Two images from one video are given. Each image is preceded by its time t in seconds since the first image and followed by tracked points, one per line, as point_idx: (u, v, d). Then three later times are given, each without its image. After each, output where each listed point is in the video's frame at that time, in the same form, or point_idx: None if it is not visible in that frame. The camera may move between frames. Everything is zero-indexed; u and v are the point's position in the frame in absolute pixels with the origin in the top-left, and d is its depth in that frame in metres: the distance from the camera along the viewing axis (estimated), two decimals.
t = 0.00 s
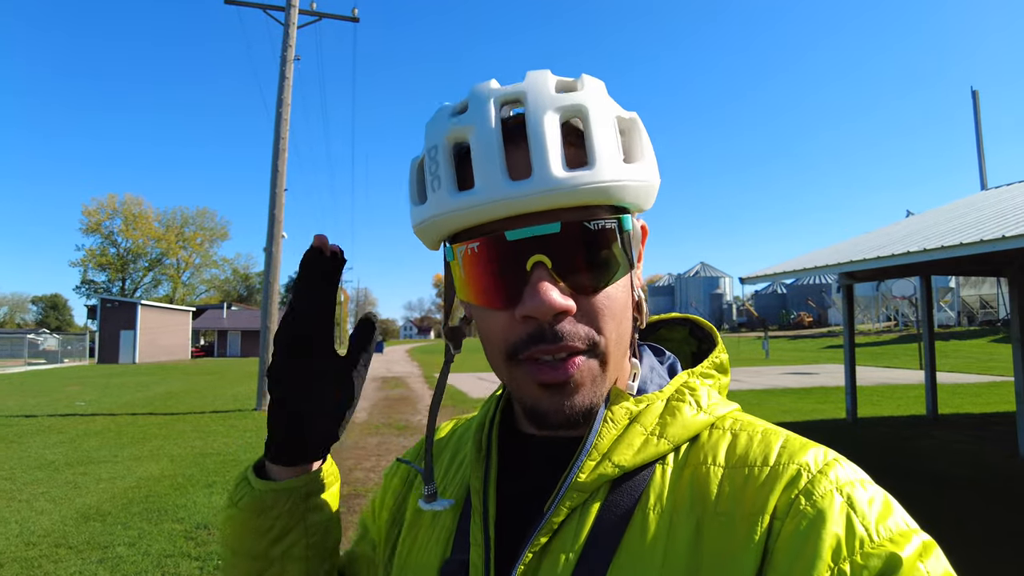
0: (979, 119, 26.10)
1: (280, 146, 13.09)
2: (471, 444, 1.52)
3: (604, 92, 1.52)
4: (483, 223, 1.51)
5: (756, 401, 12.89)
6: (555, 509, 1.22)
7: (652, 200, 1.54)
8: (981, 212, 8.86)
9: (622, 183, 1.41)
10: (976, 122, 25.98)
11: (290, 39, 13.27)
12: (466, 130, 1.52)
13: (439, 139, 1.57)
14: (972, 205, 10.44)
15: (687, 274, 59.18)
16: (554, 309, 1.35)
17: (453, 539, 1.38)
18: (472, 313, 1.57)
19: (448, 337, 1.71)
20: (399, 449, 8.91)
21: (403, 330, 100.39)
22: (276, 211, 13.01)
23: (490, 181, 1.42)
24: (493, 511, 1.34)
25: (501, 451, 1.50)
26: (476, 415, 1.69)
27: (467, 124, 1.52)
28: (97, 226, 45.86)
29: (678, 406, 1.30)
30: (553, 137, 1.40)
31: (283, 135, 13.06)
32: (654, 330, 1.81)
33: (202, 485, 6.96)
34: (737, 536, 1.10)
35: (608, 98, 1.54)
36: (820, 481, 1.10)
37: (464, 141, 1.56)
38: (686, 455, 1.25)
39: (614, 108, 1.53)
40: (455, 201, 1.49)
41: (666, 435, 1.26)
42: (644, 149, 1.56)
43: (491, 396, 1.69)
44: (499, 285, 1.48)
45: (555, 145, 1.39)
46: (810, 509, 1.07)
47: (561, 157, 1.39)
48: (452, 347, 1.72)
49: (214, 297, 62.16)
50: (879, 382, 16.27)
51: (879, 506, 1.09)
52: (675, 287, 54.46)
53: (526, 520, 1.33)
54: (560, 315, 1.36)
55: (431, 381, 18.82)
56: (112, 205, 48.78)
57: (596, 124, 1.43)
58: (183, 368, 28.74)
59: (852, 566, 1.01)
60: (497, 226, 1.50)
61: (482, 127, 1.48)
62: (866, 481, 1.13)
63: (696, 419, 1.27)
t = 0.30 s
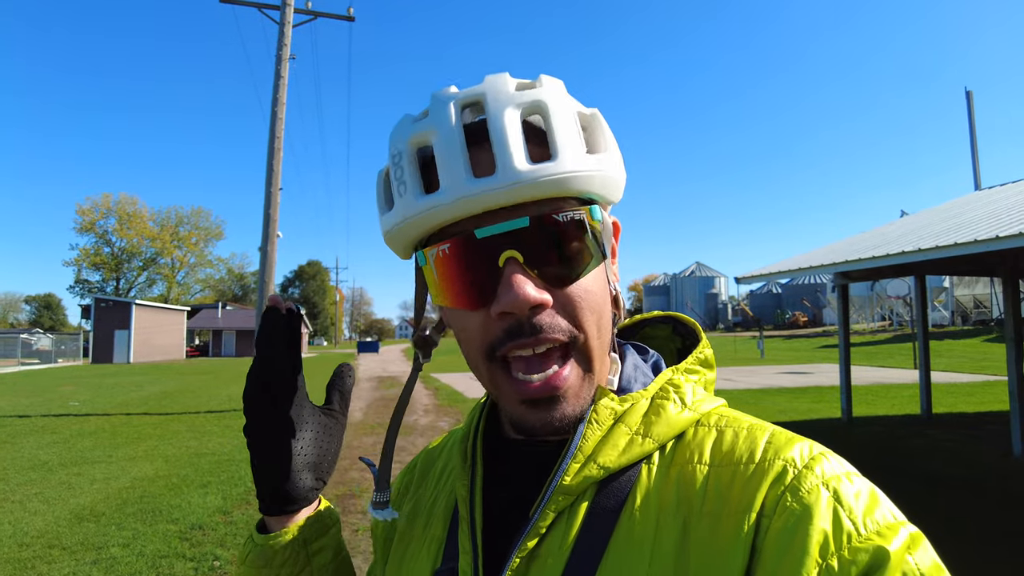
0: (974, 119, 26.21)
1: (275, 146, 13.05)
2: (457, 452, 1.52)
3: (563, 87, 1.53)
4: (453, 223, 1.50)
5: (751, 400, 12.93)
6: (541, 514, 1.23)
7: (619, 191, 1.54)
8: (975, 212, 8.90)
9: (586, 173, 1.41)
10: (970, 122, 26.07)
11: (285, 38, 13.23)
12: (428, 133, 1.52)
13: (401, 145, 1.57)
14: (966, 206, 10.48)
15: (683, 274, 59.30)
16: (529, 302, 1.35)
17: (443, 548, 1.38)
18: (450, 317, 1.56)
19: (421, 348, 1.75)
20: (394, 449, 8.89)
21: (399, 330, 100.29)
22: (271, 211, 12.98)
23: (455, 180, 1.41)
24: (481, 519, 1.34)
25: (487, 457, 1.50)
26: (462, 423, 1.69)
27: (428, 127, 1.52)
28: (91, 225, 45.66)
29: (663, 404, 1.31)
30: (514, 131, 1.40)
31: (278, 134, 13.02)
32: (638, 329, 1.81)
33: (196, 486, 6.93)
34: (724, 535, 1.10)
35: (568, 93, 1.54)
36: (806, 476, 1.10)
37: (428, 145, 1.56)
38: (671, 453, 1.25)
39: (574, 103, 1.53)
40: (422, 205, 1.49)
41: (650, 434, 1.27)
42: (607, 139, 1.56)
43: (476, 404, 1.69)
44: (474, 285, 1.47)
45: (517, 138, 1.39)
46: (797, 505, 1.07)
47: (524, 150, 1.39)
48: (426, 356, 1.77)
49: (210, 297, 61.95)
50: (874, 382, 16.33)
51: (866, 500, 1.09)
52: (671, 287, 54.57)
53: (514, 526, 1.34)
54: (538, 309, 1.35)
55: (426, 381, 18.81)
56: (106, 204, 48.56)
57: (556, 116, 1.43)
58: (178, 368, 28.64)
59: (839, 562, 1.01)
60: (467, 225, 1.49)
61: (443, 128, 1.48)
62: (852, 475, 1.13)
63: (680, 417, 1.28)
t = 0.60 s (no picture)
0: (970, 120, 26.28)
1: (273, 145, 13.03)
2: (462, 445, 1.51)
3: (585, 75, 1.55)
4: (471, 193, 1.52)
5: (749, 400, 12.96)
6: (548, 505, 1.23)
7: (636, 181, 1.57)
8: (972, 212, 8.92)
9: (600, 152, 1.42)
10: (967, 123, 26.13)
11: (283, 37, 13.21)
12: (452, 109, 1.55)
13: (426, 118, 1.60)
14: (963, 206, 10.52)
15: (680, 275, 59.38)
16: (539, 273, 1.35)
17: (450, 543, 1.37)
18: (460, 287, 1.57)
19: (425, 321, 1.80)
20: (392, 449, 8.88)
21: (396, 330, 100.21)
22: (269, 210, 12.97)
23: (474, 150, 1.43)
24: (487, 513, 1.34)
25: (492, 449, 1.50)
26: (465, 416, 1.68)
27: (453, 102, 1.54)
28: (88, 224, 45.51)
29: (667, 395, 1.32)
30: (534, 108, 1.42)
31: (275, 133, 13.01)
32: (640, 322, 1.81)
33: (194, 486, 6.92)
34: (731, 524, 1.11)
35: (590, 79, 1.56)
36: (812, 466, 1.11)
37: (452, 121, 1.59)
38: (677, 443, 1.26)
39: (597, 93, 1.55)
40: (441, 174, 1.51)
41: (656, 425, 1.27)
42: (625, 127, 1.57)
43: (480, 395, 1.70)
44: (485, 254, 1.49)
45: (537, 116, 1.41)
46: (803, 493, 1.08)
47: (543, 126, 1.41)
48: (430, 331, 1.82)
49: (207, 297, 61.80)
50: (871, 382, 16.37)
51: (871, 489, 1.10)
52: (669, 287, 54.66)
53: (521, 520, 1.34)
54: (546, 281, 1.36)
55: (424, 382, 18.79)
56: (102, 203, 48.40)
57: (575, 101, 1.45)
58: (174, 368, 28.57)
59: (845, 549, 1.02)
60: (483, 198, 1.52)
61: (466, 103, 1.50)
62: (857, 464, 1.14)
63: (685, 408, 1.29)
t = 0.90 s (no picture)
0: (964, 122, 26.41)
1: (268, 145, 13.01)
2: (458, 436, 1.49)
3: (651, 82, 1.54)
4: (511, 174, 1.47)
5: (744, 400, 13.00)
6: (547, 503, 1.21)
7: (679, 197, 1.56)
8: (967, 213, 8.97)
9: (653, 164, 1.41)
10: (961, 124, 26.26)
11: (279, 36, 13.19)
12: (513, 84, 1.49)
13: (485, 87, 1.53)
14: (957, 207, 10.58)
15: (676, 275, 59.54)
16: (563, 270, 1.33)
17: (445, 536, 1.35)
18: (478, 265, 1.54)
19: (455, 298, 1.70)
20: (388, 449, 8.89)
21: (392, 330, 100.10)
22: (264, 210, 12.95)
23: (529, 131, 1.38)
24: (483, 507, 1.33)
25: (489, 441, 1.49)
26: (462, 402, 1.66)
27: (515, 77, 1.49)
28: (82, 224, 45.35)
29: (666, 395, 1.31)
30: (598, 105, 1.39)
31: (271, 133, 12.99)
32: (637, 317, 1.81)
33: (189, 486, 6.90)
34: (726, 525, 1.11)
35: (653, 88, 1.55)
36: (806, 469, 1.12)
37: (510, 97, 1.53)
38: (675, 444, 1.26)
39: (659, 101, 1.53)
40: (489, 149, 1.45)
41: (655, 425, 1.27)
42: (680, 142, 1.56)
43: (479, 384, 1.68)
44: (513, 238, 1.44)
45: (599, 114, 1.38)
46: (798, 496, 1.08)
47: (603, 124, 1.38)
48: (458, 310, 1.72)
49: (202, 296, 61.63)
50: (866, 382, 16.44)
51: (863, 492, 1.11)
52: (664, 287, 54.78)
53: (516, 516, 1.34)
54: (568, 279, 1.34)
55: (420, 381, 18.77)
56: (97, 203, 48.23)
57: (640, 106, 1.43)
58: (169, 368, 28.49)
59: (835, 552, 1.03)
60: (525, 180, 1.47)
61: (529, 80, 1.45)
62: (850, 468, 1.15)
63: (684, 408, 1.28)
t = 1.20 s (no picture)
0: (959, 122, 26.55)
1: (265, 144, 13.02)
2: (449, 425, 1.51)
3: (660, 82, 1.45)
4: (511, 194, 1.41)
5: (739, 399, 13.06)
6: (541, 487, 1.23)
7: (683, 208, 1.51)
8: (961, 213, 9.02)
9: (662, 187, 1.37)
10: (955, 124, 26.39)
11: (275, 36, 13.20)
12: (515, 90, 1.39)
13: (485, 93, 1.42)
14: (952, 206, 10.64)
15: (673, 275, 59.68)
16: (565, 295, 1.32)
17: (436, 520, 1.38)
18: (473, 270, 1.52)
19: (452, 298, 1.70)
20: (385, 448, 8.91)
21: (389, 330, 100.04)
22: (261, 209, 12.96)
23: (534, 157, 1.32)
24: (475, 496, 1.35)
25: (480, 427, 1.51)
26: (453, 389, 1.67)
27: (517, 84, 1.39)
28: (78, 224, 45.25)
29: (657, 382, 1.34)
30: (606, 126, 1.32)
31: (267, 133, 13.00)
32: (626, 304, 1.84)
33: (185, 485, 6.90)
34: (715, 509, 1.14)
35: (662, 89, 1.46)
36: (794, 453, 1.14)
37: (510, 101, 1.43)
38: (666, 430, 1.28)
39: (668, 106, 1.44)
40: (492, 167, 1.38)
41: (647, 413, 1.29)
42: (686, 151, 1.49)
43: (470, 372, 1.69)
44: (511, 259, 1.42)
45: (606, 132, 1.31)
46: (786, 480, 1.11)
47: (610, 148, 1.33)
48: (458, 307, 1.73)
49: (199, 296, 61.53)
50: (862, 382, 16.52)
51: (848, 478, 1.13)
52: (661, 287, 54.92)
53: (506, 505, 1.36)
54: (568, 302, 1.33)
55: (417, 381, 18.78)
56: (93, 203, 48.14)
57: (648, 120, 1.35)
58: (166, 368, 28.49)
59: (822, 534, 1.06)
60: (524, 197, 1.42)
61: (533, 92, 1.36)
62: (837, 454, 1.17)
63: (674, 395, 1.31)
